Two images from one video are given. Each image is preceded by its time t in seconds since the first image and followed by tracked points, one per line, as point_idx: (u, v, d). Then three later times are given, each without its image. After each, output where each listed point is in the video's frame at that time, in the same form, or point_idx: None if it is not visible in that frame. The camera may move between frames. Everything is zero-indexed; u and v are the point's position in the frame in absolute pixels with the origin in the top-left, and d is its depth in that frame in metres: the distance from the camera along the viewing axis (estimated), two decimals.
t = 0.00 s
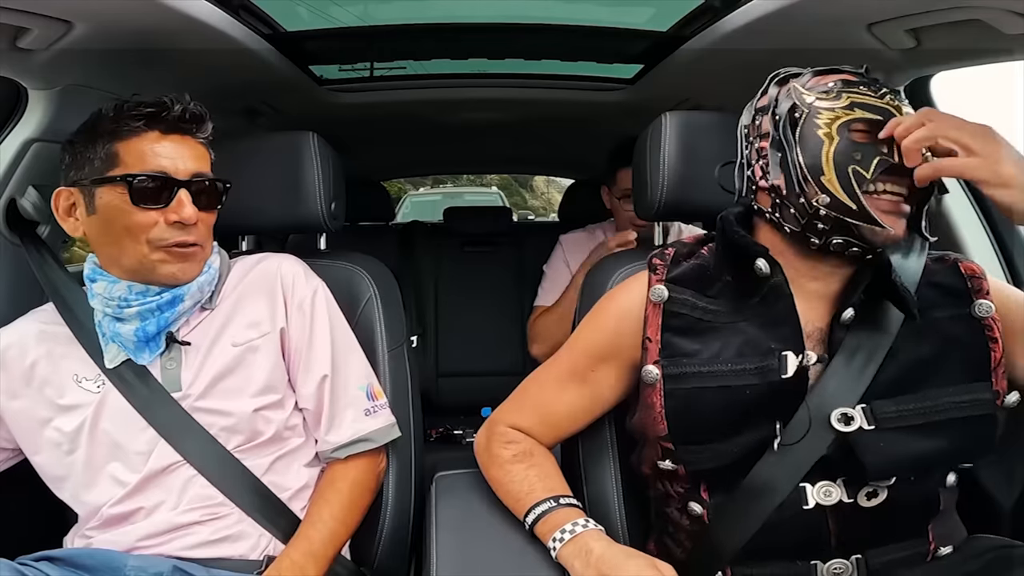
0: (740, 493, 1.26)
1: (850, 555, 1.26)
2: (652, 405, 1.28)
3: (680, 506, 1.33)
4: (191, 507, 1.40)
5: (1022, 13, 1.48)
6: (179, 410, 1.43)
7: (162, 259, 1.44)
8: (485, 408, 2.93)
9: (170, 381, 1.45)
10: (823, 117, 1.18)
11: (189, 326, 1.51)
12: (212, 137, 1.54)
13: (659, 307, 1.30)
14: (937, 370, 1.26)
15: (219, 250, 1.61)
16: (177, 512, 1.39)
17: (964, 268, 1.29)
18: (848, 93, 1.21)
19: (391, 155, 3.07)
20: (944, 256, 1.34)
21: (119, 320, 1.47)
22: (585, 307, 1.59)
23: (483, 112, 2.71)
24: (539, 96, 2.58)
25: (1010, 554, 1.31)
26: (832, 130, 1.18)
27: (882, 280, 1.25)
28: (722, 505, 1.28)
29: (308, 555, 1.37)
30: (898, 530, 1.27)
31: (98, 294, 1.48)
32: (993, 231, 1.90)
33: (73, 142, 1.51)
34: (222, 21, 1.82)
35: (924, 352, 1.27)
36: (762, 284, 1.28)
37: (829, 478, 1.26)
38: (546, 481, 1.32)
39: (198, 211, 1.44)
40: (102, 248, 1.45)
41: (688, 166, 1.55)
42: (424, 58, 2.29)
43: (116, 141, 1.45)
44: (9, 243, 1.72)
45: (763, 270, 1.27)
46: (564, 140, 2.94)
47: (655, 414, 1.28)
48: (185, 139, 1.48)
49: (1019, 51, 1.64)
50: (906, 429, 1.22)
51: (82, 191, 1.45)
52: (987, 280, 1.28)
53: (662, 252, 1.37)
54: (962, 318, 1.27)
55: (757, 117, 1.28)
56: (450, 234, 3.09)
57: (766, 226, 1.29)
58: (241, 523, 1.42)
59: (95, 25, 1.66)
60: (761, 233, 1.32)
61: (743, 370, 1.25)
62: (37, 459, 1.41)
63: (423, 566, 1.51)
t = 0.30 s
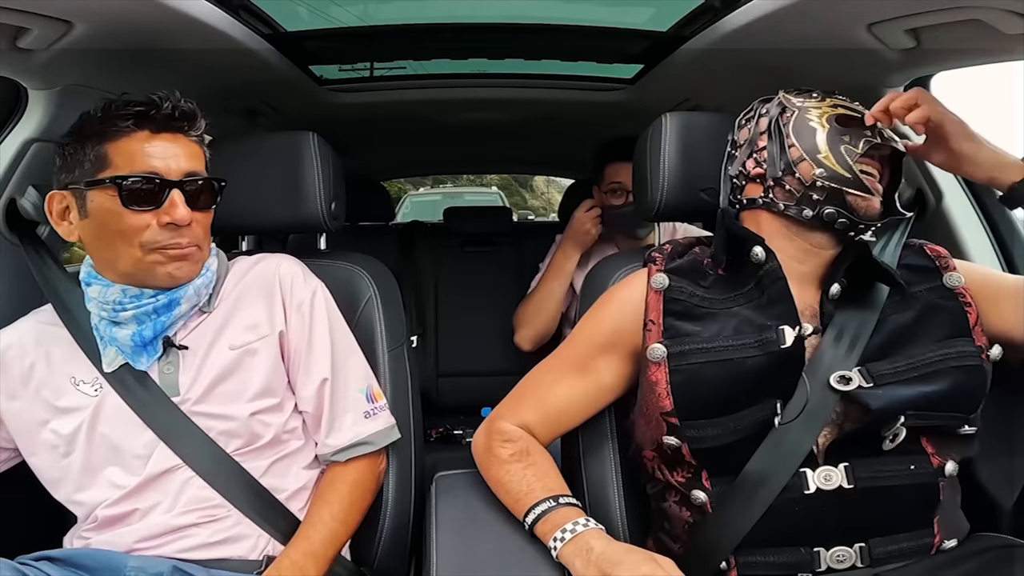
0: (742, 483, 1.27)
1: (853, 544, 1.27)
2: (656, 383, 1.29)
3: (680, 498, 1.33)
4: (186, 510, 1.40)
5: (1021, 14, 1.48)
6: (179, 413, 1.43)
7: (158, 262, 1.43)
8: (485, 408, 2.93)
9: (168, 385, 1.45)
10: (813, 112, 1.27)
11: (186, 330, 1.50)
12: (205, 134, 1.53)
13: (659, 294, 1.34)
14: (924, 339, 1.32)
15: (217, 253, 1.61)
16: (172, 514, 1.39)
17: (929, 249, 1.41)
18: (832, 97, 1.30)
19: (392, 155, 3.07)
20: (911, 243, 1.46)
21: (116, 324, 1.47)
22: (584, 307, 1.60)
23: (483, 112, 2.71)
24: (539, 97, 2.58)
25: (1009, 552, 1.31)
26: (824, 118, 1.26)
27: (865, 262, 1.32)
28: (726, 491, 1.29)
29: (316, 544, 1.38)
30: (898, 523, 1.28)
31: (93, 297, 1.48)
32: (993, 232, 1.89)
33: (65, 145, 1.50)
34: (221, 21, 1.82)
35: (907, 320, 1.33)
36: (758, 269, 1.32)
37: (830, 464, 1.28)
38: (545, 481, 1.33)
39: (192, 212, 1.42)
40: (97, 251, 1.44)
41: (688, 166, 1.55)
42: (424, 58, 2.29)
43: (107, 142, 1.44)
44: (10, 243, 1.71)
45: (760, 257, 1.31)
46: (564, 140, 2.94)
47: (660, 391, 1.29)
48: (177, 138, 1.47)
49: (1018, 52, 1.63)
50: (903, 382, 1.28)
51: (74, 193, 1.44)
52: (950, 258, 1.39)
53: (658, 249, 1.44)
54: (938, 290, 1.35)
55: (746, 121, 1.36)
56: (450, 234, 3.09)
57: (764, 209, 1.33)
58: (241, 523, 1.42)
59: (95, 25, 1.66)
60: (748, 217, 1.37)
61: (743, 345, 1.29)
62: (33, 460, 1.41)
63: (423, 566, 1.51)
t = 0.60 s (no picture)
0: (745, 485, 1.27)
1: (855, 548, 1.28)
2: (660, 389, 1.29)
3: (683, 500, 1.33)
4: (190, 525, 1.39)
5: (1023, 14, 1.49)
6: (182, 436, 1.38)
7: (144, 289, 1.33)
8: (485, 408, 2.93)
9: (169, 409, 1.40)
10: (757, 130, 1.28)
11: (181, 349, 1.42)
12: (172, 122, 1.37)
13: (665, 298, 1.34)
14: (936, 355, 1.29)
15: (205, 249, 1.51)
16: (176, 530, 1.38)
17: (951, 260, 1.35)
18: (784, 101, 1.28)
19: (391, 154, 3.07)
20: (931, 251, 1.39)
21: (99, 344, 1.39)
22: (585, 309, 1.60)
23: (483, 112, 2.71)
24: (539, 97, 2.58)
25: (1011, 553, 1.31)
26: (764, 138, 1.27)
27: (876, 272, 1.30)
28: (729, 493, 1.29)
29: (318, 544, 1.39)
30: (899, 525, 1.28)
31: (68, 318, 1.37)
32: (993, 231, 1.90)
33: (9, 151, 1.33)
34: (222, 21, 1.82)
35: (923, 336, 1.30)
36: (765, 276, 1.32)
37: (834, 467, 1.28)
38: (548, 481, 1.32)
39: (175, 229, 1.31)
40: (71, 276, 1.33)
41: (688, 166, 1.55)
42: (424, 57, 2.29)
43: (62, 155, 1.28)
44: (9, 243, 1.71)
45: (766, 263, 1.31)
46: (564, 140, 2.94)
47: (664, 398, 1.29)
48: (141, 139, 1.31)
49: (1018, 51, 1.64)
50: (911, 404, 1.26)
51: (33, 214, 1.30)
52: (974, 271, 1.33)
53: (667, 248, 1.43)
54: (956, 306, 1.31)
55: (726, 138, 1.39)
56: (450, 234, 3.09)
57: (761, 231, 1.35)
58: (241, 535, 1.41)
59: (95, 25, 1.66)
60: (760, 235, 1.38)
61: (749, 352, 1.28)
62: (31, 473, 1.39)
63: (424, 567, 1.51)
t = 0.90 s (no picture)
0: (739, 486, 1.27)
1: (853, 547, 1.28)
2: (650, 392, 1.30)
3: (680, 502, 1.33)
4: (186, 531, 1.39)
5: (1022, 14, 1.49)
6: (189, 456, 1.36)
7: (141, 304, 1.25)
8: (485, 408, 2.93)
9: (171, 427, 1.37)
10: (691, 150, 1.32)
11: (184, 365, 1.37)
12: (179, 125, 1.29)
13: (657, 303, 1.34)
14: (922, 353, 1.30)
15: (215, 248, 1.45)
16: (168, 535, 1.37)
17: (936, 255, 1.35)
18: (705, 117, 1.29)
19: (391, 155, 3.07)
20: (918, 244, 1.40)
21: (101, 359, 1.35)
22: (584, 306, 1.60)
23: (483, 113, 2.71)
24: (539, 97, 2.58)
25: (1008, 552, 1.31)
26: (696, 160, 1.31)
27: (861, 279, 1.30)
28: (723, 496, 1.29)
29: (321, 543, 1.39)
30: (897, 525, 1.28)
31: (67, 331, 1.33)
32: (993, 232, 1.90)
33: None
34: (222, 21, 1.82)
35: (908, 336, 1.30)
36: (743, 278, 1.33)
37: (828, 467, 1.27)
38: (548, 481, 1.32)
39: (174, 244, 1.23)
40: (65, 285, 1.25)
41: (687, 166, 1.55)
42: (424, 57, 2.29)
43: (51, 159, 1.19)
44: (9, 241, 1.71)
45: (738, 268, 1.33)
46: (565, 141, 2.94)
47: (654, 400, 1.30)
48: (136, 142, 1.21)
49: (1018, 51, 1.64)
50: (900, 409, 1.26)
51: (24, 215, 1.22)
52: (958, 265, 1.34)
53: (659, 253, 1.43)
54: (942, 302, 1.31)
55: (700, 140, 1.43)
56: (449, 234, 3.09)
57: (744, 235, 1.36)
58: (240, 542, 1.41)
59: (94, 25, 1.66)
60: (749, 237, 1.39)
61: (735, 353, 1.29)
62: (33, 481, 1.38)
63: (422, 568, 1.51)
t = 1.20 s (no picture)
0: (738, 487, 1.28)
1: (853, 547, 1.27)
2: (646, 393, 1.32)
3: (679, 503, 1.34)
4: (183, 504, 1.40)
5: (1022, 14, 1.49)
6: (180, 404, 1.44)
7: (122, 259, 1.47)
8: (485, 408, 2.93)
9: (166, 373, 1.46)
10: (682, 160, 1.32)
11: (181, 321, 1.51)
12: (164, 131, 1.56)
13: (653, 304, 1.35)
14: (920, 355, 1.27)
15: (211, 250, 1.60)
16: (171, 508, 1.39)
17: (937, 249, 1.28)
18: (691, 126, 1.29)
19: (391, 155, 3.07)
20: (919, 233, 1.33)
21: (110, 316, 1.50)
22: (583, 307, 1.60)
23: (483, 113, 2.71)
24: (539, 97, 2.59)
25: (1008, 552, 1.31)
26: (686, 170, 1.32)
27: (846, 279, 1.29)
28: (722, 497, 1.29)
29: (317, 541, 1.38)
30: (897, 525, 1.28)
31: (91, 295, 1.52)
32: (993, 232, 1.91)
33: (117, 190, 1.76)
34: (222, 21, 1.82)
35: (903, 340, 1.27)
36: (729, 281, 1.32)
37: (827, 468, 1.27)
38: (547, 489, 1.32)
39: (141, 206, 1.45)
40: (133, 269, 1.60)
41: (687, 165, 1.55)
42: (424, 57, 2.29)
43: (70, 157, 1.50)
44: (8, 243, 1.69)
45: (724, 274, 1.32)
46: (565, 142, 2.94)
47: (650, 401, 1.31)
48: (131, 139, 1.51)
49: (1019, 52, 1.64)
50: (894, 416, 1.25)
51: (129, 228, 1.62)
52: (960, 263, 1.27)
53: (656, 253, 1.44)
54: (938, 301, 1.26)
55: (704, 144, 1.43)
56: (449, 234, 3.09)
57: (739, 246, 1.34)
58: (240, 522, 1.42)
59: (95, 25, 1.66)
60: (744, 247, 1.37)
61: (729, 354, 1.29)
62: (38, 456, 1.43)
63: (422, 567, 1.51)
